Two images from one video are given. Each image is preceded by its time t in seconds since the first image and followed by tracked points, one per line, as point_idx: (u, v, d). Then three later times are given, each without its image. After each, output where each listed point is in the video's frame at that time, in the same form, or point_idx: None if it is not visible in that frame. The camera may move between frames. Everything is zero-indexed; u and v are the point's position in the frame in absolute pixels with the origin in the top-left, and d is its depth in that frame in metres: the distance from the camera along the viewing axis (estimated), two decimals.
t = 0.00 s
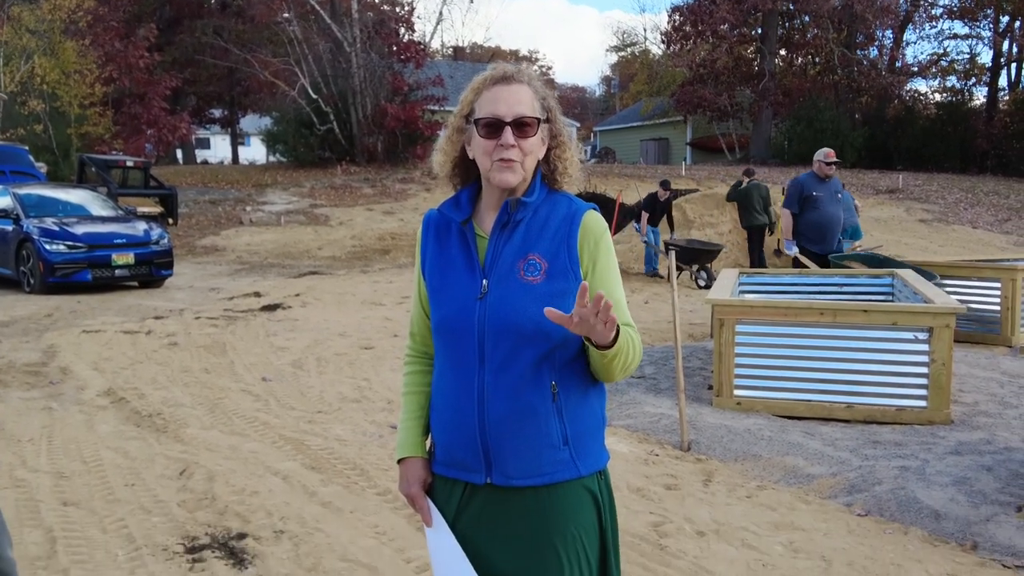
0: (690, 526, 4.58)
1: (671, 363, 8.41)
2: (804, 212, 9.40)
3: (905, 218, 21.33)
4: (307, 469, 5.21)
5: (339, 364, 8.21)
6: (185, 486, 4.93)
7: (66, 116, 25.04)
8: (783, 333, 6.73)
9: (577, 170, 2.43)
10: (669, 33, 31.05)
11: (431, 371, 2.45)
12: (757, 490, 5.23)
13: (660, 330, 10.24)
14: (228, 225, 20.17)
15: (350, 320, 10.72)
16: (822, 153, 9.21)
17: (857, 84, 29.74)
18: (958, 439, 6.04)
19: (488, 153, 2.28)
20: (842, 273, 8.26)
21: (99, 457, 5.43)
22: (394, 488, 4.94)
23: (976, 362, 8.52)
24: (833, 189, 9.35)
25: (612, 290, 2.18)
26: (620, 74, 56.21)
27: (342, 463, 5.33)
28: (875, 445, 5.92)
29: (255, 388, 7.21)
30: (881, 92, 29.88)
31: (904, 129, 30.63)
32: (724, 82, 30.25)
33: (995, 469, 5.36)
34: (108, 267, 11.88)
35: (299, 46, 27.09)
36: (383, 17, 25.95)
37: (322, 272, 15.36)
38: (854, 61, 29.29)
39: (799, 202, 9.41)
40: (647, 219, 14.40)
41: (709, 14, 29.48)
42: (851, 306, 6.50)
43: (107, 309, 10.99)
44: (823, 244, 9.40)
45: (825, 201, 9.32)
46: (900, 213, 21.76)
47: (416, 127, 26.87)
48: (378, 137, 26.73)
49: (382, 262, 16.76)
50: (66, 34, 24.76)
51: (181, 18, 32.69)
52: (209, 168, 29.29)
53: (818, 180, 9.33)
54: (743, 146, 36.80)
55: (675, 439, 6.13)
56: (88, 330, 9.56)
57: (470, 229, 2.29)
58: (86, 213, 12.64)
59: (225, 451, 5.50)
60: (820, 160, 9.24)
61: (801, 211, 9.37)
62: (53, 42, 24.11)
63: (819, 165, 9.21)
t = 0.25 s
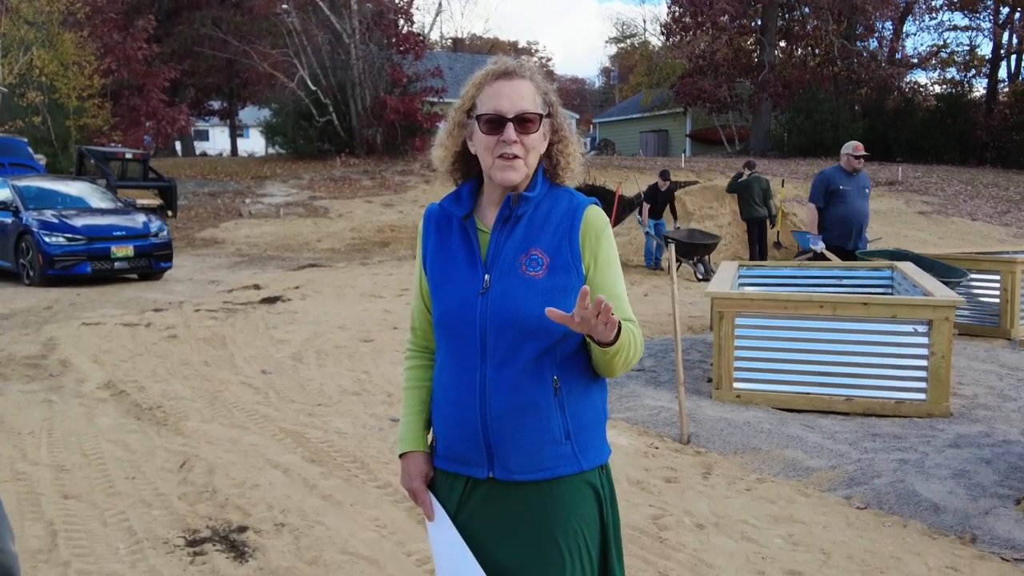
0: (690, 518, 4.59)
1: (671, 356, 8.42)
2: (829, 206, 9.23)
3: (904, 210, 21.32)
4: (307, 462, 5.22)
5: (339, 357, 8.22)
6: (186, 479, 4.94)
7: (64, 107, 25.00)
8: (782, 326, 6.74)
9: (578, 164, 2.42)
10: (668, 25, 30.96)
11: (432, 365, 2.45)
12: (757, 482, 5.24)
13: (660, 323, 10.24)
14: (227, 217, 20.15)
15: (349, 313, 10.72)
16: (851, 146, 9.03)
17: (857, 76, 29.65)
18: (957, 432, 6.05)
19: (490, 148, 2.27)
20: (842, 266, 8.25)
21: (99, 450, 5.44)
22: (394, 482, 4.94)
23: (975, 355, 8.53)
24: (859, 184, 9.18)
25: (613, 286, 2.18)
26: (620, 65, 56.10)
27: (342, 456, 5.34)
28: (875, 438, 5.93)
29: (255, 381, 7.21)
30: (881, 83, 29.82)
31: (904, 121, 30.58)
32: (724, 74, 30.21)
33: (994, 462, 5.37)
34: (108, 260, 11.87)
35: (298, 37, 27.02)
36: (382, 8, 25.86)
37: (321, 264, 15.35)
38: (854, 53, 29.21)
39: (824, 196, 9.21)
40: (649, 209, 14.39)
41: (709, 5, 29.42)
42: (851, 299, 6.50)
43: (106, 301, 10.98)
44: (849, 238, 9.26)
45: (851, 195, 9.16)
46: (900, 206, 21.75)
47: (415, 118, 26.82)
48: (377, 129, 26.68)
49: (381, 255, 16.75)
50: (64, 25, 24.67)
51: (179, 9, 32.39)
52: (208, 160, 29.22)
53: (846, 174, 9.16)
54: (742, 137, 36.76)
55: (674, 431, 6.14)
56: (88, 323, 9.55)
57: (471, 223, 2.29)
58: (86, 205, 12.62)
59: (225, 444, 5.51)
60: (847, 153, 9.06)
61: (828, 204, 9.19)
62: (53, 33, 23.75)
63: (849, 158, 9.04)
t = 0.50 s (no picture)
0: (690, 514, 4.59)
1: (671, 351, 8.42)
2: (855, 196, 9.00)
3: (904, 205, 21.30)
4: (307, 457, 5.22)
5: (339, 352, 8.22)
6: (186, 474, 4.94)
7: (64, 102, 25.01)
8: (782, 322, 6.74)
9: (580, 158, 2.42)
10: (668, 20, 30.89)
11: (434, 361, 2.45)
12: (757, 478, 5.24)
13: (660, 319, 10.24)
14: (227, 212, 20.13)
15: (349, 309, 10.71)
16: (874, 134, 8.84)
17: (857, 72, 29.58)
18: (957, 427, 6.05)
19: (492, 145, 2.27)
20: (842, 261, 8.25)
21: (99, 445, 5.43)
22: (395, 477, 4.95)
23: (975, 350, 8.53)
24: (884, 171, 8.96)
25: (616, 282, 2.17)
26: (619, 61, 55.99)
27: (342, 451, 5.34)
28: (875, 434, 5.93)
29: (255, 376, 7.22)
30: (880, 79, 29.79)
31: (904, 116, 30.54)
32: (724, 69, 30.17)
33: (994, 457, 5.37)
34: (107, 255, 11.85)
35: (297, 32, 26.95)
36: (381, 2, 25.77)
37: (321, 259, 15.34)
38: (854, 48, 29.18)
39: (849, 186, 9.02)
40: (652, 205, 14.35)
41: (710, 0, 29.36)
42: (850, 294, 6.49)
43: (106, 297, 10.98)
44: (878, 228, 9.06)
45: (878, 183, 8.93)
46: (900, 201, 21.73)
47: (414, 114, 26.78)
48: (376, 124, 26.66)
49: (381, 250, 16.74)
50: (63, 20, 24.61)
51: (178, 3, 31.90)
52: (207, 155, 29.17)
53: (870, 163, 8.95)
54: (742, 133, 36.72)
55: (674, 427, 6.15)
56: (88, 318, 9.55)
57: (473, 219, 2.29)
58: (85, 200, 12.60)
59: (226, 440, 5.51)
60: (871, 140, 8.85)
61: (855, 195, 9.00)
62: (52, 29, 23.86)
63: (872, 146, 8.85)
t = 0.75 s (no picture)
0: (689, 510, 4.60)
1: (670, 348, 8.42)
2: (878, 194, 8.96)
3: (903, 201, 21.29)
4: (307, 454, 5.22)
5: (338, 349, 8.22)
6: (186, 471, 4.94)
7: (63, 98, 25.05)
8: (781, 319, 6.74)
9: (580, 155, 2.42)
10: (667, 16, 30.87)
11: (433, 358, 2.45)
12: (756, 474, 5.25)
13: (659, 315, 10.24)
14: (226, 208, 20.12)
15: (348, 305, 10.71)
16: (896, 131, 8.76)
17: (856, 68, 29.57)
18: (956, 424, 6.06)
19: (491, 143, 2.27)
20: (841, 258, 8.26)
21: (98, 442, 5.44)
22: (394, 473, 4.95)
23: (975, 346, 8.53)
24: (907, 169, 8.89)
25: (616, 279, 2.17)
26: (619, 57, 55.93)
27: (341, 448, 5.35)
28: (874, 430, 5.93)
29: (255, 373, 7.22)
30: (880, 75, 29.77)
31: (903, 112, 30.55)
32: (723, 65, 30.15)
33: (993, 454, 5.37)
34: (106, 251, 11.85)
35: (296, 28, 26.91)
36: None
37: (320, 256, 15.35)
38: (853, 44, 29.16)
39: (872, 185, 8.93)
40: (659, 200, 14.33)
41: None
42: (850, 291, 6.50)
43: (105, 293, 10.98)
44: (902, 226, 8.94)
45: (902, 180, 8.88)
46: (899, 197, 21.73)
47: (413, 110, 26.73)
48: (375, 120, 26.65)
49: (380, 247, 16.74)
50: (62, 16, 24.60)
51: None
52: (206, 151, 29.16)
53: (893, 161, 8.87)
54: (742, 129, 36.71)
55: (673, 423, 6.15)
56: (87, 314, 9.55)
57: (473, 216, 2.28)
58: (84, 197, 12.59)
59: (226, 436, 5.51)
60: (893, 137, 8.80)
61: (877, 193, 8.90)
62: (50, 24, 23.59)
63: (894, 143, 8.76)
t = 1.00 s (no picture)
0: (689, 508, 4.60)
1: (669, 345, 8.42)
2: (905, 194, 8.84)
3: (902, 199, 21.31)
4: (306, 452, 5.22)
5: (338, 346, 8.22)
6: (185, 468, 4.94)
7: (62, 96, 24.99)
8: (780, 316, 6.74)
9: (581, 150, 2.43)
10: (666, 13, 30.82)
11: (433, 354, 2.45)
12: (756, 472, 5.25)
13: (659, 313, 10.24)
14: (225, 206, 20.11)
15: (348, 302, 10.71)
16: (922, 128, 8.69)
17: (855, 65, 29.55)
18: (956, 421, 6.06)
19: (492, 139, 2.26)
20: (840, 255, 8.25)
21: (98, 439, 5.43)
22: (394, 471, 4.96)
23: (974, 345, 8.54)
24: (933, 167, 8.80)
25: (616, 275, 2.17)
26: (619, 54, 55.89)
27: (341, 445, 5.35)
28: (874, 428, 5.94)
29: (254, 370, 7.22)
30: (880, 72, 29.75)
31: (903, 110, 30.55)
32: (722, 62, 30.12)
33: (993, 451, 5.38)
34: (105, 249, 11.84)
35: (295, 25, 26.87)
36: None
37: (319, 253, 15.34)
38: (853, 42, 29.13)
39: (898, 184, 8.79)
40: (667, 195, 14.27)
41: None
42: (849, 288, 6.50)
43: (105, 291, 10.97)
44: (929, 224, 8.80)
45: (929, 178, 8.75)
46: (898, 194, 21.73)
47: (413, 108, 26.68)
48: (375, 118, 26.63)
49: (380, 244, 16.74)
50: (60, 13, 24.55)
51: None
52: (205, 149, 29.12)
53: (919, 158, 8.78)
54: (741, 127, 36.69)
55: (673, 421, 6.15)
56: (86, 312, 9.54)
57: (474, 215, 2.28)
58: (83, 194, 12.58)
59: (225, 434, 5.51)
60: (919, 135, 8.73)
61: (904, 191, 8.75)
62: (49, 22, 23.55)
63: (920, 141, 8.70)
